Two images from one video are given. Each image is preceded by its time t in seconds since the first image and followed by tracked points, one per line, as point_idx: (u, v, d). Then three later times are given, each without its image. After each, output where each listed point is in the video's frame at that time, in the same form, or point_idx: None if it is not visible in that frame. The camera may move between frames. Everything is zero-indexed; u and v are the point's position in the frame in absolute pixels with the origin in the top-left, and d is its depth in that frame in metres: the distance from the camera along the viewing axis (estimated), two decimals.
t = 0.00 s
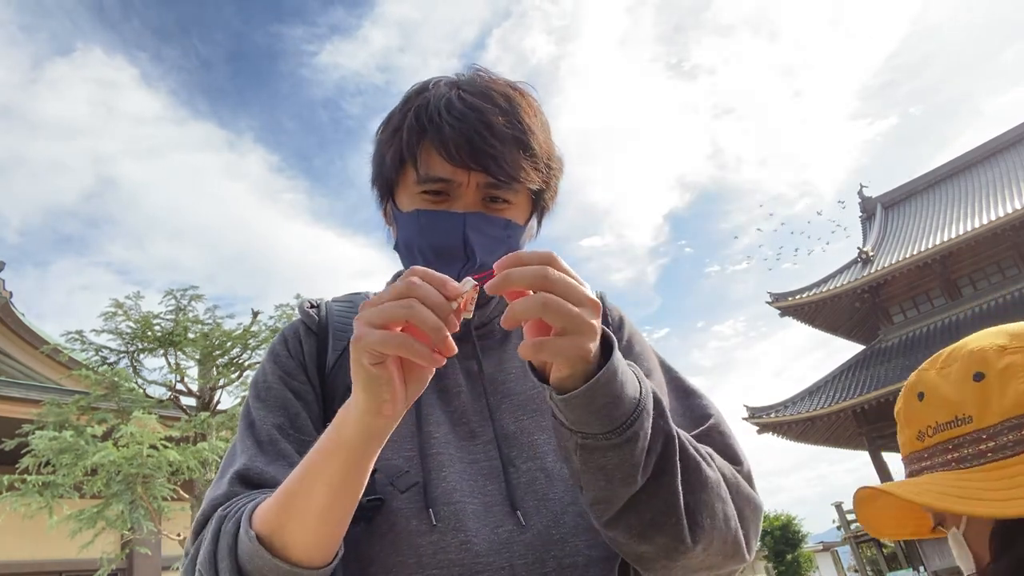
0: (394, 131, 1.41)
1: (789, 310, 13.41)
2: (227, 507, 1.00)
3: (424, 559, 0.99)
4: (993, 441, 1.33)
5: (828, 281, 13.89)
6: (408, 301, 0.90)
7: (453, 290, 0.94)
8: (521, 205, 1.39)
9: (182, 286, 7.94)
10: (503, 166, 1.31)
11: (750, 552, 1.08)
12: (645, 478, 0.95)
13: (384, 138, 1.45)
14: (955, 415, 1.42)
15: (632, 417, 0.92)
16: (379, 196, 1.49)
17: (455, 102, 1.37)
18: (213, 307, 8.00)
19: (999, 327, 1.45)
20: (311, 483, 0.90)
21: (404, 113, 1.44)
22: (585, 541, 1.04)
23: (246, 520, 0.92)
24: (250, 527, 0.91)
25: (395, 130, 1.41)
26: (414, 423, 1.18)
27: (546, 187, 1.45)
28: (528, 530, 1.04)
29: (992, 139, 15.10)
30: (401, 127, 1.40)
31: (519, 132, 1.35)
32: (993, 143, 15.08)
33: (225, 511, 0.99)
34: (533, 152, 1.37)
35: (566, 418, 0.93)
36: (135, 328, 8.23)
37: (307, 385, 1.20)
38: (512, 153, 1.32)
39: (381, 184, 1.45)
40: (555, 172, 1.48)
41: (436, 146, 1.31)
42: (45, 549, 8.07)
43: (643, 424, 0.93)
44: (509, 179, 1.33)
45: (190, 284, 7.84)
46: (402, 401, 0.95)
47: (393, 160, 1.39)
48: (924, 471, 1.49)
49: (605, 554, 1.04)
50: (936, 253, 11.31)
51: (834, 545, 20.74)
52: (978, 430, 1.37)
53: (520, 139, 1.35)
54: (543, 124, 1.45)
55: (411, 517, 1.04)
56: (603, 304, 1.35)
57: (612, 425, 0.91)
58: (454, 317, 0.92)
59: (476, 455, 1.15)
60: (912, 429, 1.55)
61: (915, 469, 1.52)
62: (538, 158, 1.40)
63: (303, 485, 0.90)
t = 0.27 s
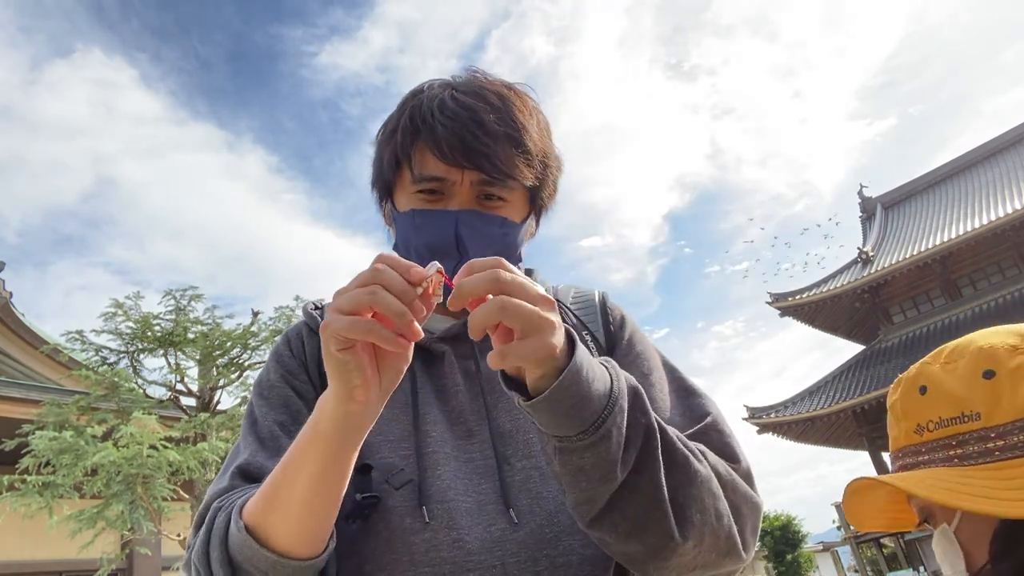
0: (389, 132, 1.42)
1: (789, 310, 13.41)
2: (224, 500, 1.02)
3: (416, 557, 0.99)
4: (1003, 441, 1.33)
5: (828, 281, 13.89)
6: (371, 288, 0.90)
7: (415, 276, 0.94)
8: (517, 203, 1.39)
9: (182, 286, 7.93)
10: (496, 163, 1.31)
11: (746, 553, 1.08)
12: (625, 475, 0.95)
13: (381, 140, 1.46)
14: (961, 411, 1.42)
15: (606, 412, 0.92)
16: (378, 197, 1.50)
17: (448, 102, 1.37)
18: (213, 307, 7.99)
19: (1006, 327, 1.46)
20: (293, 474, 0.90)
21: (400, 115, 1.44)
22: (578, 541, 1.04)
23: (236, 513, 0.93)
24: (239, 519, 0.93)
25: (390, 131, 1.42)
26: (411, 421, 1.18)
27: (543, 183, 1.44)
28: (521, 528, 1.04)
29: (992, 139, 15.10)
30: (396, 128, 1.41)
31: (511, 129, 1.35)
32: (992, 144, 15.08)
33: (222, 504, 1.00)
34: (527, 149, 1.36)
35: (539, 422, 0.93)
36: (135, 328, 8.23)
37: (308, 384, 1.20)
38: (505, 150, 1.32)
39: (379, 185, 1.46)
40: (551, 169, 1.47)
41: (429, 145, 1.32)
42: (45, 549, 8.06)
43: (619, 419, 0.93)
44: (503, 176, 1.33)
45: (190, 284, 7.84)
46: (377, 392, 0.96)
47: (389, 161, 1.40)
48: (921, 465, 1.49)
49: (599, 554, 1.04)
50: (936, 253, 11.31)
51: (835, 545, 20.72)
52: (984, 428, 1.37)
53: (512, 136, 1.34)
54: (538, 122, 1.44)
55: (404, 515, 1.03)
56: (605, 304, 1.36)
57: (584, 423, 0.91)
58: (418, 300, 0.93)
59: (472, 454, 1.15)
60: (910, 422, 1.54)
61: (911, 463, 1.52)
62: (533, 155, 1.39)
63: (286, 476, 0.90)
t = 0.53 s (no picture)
0: (383, 131, 1.45)
1: (789, 310, 13.41)
2: (226, 497, 1.01)
3: (418, 558, 0.99)
4: (1002, 443, 1.32)
5: (827, 281, 13.89)
6: (366, 295, 0.88)
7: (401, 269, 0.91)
8: (514, 181, 1.35)
9: (181, 286, 7.94)
10: (487, 139, 1.31)
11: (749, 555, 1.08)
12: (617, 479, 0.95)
13: (378, 144, 1.48)
14: (956, 415, 1.41)
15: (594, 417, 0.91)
16: (379, 202, 1.50)
17: (437, 91, 1.40)
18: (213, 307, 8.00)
19: (997, 333, 1.47)
20: (299, 475, 0.90)
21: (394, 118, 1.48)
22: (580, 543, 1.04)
23: (240, 511, 0.93)
24: (243, 517, 0.92)
25: (384, 130, 1.45)
26: (414, 423, 1.17)
27: (537, 162, 1.41)
28: (523, 531, 1.03)
29: (992, 139, 15.10)
30: (390, 124, 1.44)
31: (499, 109, 1.37)
32: (992, 143, 15.08)
33: (223, 503, 1.00)
34: (516, 127, 1.37)
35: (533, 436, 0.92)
36: (135, 328, 8.23)
37: (313, 382, 1.20)
38: (495, 127, 1.33)
39: (378, 186, 1.47)
40: (545, 152, 1.46)
41: (421, 131, 1.34)
42: (45, 549, 8.06)
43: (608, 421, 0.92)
44: (496, 152, 1.32)
45: (190, 284, 7.85)
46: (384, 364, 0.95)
47: (385, 156, 1.42)
48: (916, 473, 1.48)
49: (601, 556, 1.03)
50: (936, 253, 11.31)
51: (834, 545, 20.71)
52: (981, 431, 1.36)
53: (500, 114, 1.36)
54: (527, 109, 1.46)
55: (407, 516, 1.03)
56: (610, 304, 1.37)
57: (574, 431, 0.90)
58: (416, 290, 0.91)
59: (475, 455, 1.14)
60: (904, 430, 1.53)
61: (906, 471, 1.51)
62: (523, 135, 1.39)
63: (291, 477, 0.90)
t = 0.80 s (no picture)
0: (373, 129, 1.44)
1: (789, 310, 13.42)
2: (214, 498, 1.02)
3: (427, 562, 1.00)
4: (987, 457, 1.32)
5: (827, 282, 13.89)
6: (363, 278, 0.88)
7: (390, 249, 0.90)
8: (507, 175, 1.37)
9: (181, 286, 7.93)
10: (479, 132, 1.32)
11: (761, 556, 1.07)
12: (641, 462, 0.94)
13: (368, 144, 1.48)
14: (941, 432, 1.42)
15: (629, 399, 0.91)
16: (372, 203, 1.50)
17: (428, 88, 1.40)
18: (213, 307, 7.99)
19: (971, 349, 1.50)
20: (294, 463, 0.90)
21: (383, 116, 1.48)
22: (587, 545, 1.03)
23: (228, 504, 0.94)
24: (232, 509, 0.93)
25: (373, 128, 1.45)
26: (419, 426, 1.18)
27: (530, 154, 1.42)
28: (530, 533, 1.03)
29: (992, 139, 15.10)
30: (380, 122, 1.44)
31: (490, 102, 1.38)
32: (992, 144, 15.08)
33: (211, 503, 1.01)
34: (507, 118, 1.37)
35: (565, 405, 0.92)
36: (135, 328, 8.23)
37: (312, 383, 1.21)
38: (486, 120, 1.33)
39: (370, 186, 1.46)
40: (537, 144, 1.47)
41: (413, 127, 1.34)
42: (45, 550, 8.06)
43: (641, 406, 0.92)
44: (489, 145, 1.33)
45: (189, 284, 7.85)
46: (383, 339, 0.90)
47: (377, 155, 1.41)
48: (908, 491, 1.47)
49: (608, 558, 1.03)
50: (936, 254, 11.31)
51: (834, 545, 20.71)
52: (967, 446, 1.36)
53: (491, 107, 1.36)
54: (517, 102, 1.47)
55: (414, 520, 1.04)
56: (610, 300, 1.33)
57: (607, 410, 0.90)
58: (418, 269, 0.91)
59: (480, 457, 1.15)
60: (893, 450, 1.53)
61: (898, 491, 1.50)
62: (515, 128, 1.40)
63: (284, 466, 0.90)
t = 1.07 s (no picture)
0: (371, 123, 1.43)
1: (789, 311, 13.41)
2: (208, 532, 1.02)
3: (427, 567, 1.00)
4: (966, 470, 1.32)
5: (828, 282, 13.89)
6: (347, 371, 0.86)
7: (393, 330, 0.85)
8: (508, 169, 1.36)
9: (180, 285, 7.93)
10: (480, 126, 1.31)
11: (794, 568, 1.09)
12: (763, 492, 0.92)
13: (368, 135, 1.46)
14: (924, 446, 1.41)
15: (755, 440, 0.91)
16: (371, 198, 1.49)
17: (428, 82, 1.38)
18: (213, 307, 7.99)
19: (954, 360, 1.48)
20: (279, 520, 0.90)
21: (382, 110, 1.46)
22: (589, 549, 1.03)
23: (224, 546, 0.95)
24: (230, 553, 0.94)
25: (372, 122, 1.43)
26: (416, 429, 1.17)
27: (532, 150, 1.41)
28: (533, 536, 1.03)
29: (992, 140, 15.10)
30: (379, 116, 1.42)
31: (492, 96, 1.36)
32: (992, 144, 15.08)
33: (206, 539, 1.01)
34: (509, 113, 1.36)
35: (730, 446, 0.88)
36: (135, 329, 8.23)
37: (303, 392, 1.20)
38: (487, 114, 1.32)
39: (369, 181, 1.45)
40: (540, 137, 1.46)
41: (412, 122, 1.33)
42: (45, 550, 8.06)
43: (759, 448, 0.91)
44: (490, 140, 1.32)
45: (189, 284, 7.84)
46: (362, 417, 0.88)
47: (376, 150, 1.40)
48: (900, 506, 1.46)
49: (609, 562, 1.04)
50: (936, 254, 11.31)
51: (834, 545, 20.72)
52: (950, 459, 1.35)
53: (493, 102, 1.34)
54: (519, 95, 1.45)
55: (414, 525, 1.04)
56: (623, 299, 1.35)
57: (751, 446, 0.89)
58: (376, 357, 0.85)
59: (482, 458, 1.13)
60: (883, 465, 1.52)
61: (890, 506, 1.49)
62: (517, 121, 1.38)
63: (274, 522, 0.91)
